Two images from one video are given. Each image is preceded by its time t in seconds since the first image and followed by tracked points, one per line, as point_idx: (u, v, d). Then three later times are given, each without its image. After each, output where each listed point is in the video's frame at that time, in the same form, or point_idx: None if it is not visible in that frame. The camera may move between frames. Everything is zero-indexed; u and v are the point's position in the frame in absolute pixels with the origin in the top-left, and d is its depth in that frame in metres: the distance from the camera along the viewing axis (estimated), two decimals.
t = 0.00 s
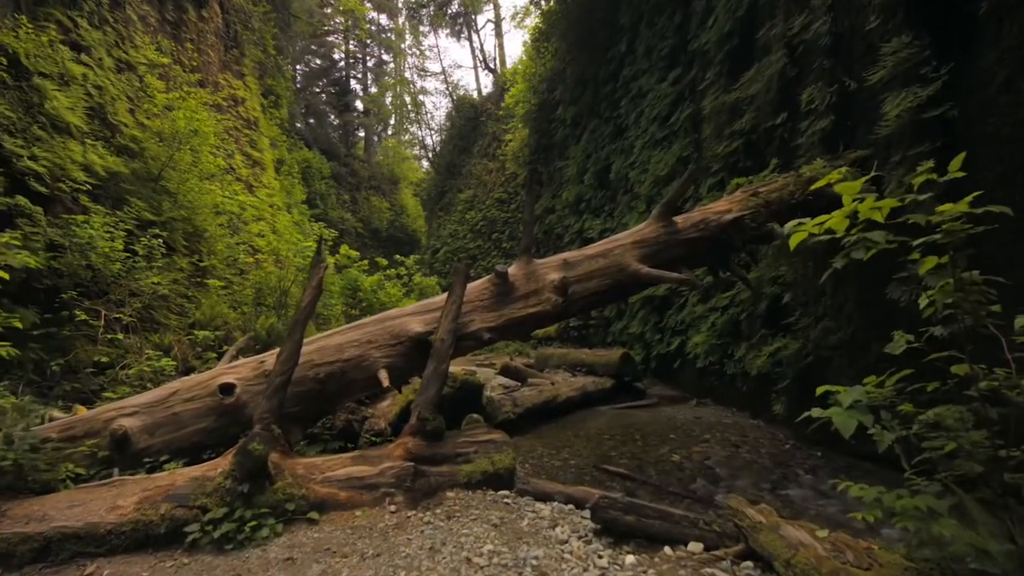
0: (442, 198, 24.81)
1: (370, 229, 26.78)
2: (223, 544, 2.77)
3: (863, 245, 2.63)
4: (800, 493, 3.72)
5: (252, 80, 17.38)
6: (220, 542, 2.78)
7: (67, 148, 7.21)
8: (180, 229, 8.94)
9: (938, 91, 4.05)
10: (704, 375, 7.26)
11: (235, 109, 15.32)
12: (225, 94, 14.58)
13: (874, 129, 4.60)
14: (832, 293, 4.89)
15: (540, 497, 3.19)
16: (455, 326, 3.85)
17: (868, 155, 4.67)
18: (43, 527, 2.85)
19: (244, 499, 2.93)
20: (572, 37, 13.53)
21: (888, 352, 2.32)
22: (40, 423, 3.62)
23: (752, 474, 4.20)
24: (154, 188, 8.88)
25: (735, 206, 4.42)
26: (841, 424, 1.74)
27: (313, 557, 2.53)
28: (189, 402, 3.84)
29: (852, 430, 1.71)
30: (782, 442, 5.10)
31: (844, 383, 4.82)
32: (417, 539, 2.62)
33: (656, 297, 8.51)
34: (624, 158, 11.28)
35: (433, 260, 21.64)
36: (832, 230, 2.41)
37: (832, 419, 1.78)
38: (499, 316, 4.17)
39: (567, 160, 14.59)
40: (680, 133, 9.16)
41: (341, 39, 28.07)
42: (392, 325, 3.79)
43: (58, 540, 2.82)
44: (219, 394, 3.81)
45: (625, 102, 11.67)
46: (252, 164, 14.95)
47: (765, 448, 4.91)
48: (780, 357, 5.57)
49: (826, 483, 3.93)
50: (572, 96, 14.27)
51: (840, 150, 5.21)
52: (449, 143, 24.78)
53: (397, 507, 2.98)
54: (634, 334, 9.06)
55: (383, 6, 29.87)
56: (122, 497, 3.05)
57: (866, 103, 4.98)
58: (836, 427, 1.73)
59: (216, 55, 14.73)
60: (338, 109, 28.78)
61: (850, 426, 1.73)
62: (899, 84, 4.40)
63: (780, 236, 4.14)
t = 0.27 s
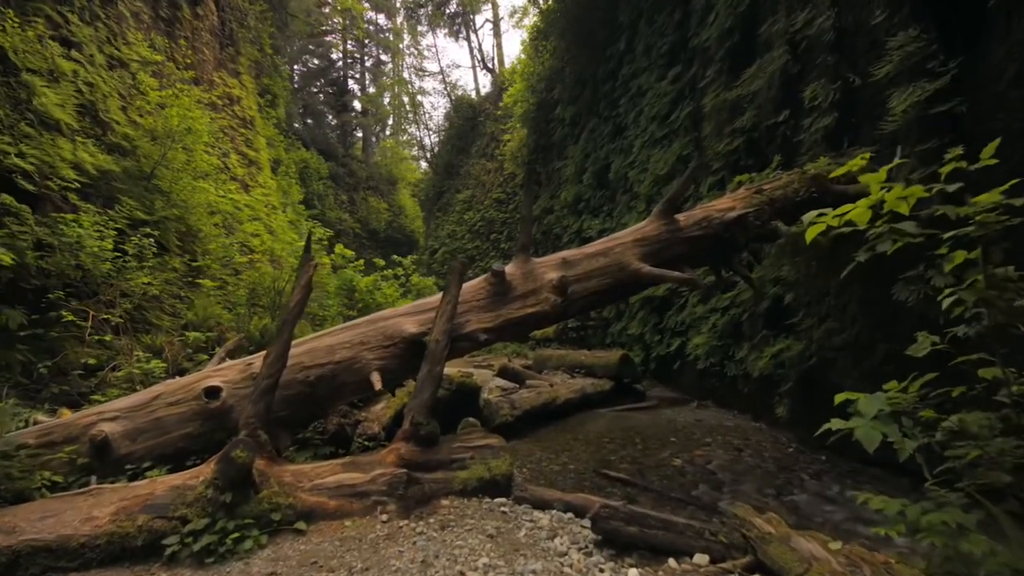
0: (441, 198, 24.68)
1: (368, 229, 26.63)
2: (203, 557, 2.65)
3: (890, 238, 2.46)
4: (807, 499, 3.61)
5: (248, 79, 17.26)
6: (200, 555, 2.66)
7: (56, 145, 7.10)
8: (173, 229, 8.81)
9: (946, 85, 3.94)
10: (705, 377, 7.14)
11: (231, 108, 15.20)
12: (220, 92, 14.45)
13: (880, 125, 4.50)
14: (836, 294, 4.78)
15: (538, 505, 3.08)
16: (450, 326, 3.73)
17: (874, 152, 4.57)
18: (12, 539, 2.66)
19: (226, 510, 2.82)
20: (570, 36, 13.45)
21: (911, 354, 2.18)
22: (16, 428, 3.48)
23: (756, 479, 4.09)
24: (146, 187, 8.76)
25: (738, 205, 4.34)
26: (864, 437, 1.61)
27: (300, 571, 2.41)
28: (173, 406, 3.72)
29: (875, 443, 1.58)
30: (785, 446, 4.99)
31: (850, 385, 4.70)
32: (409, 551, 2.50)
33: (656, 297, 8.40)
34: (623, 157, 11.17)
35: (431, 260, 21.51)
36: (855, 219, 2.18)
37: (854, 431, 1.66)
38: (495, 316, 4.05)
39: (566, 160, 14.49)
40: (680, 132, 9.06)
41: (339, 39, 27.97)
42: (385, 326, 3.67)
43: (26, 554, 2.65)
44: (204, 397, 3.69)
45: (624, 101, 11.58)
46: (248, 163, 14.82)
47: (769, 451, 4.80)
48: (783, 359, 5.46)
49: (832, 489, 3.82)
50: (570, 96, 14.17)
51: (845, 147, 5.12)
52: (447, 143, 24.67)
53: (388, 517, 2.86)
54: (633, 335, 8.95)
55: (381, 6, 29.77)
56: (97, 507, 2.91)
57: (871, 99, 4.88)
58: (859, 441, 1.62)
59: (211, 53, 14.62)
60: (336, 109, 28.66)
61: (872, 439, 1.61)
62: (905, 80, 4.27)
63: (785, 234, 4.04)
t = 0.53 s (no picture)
0: (439, 198, 24.54)
1: (367, 229, 26.49)
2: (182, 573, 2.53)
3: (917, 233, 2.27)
4: (815, 506, 3.50)
5: (244, 78, 17.11)
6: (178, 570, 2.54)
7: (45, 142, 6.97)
8: (167, 228, 8.69)
9: (957, 79, 3.83)
10: (707, 378, 7.02)
11: (228, 107, 15.06)
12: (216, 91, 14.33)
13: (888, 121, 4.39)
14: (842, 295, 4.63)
15: (536, 514, 2.97)
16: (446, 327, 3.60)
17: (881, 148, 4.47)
18: None
19: (207, 521, 2.70)
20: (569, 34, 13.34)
21: (938, 360, 2.12)
22: None
23: (762, 484, 3.97)
24: (139, 185, 8.63)
25: (743, 202, 4.23)
26: (899, 449, 1.46)
27: None
28: (156, 411, 3.59)
29: (911, 456, 1.44)
30: (790, 450, 4.87)
31: (856, 388, 4.59)
32: (400, 566, 2.41)
33: (657, 297, 8.29)
34: (623, 156, 11.06)
35: (430, 260, 21.37)
36: (881, 216, 1.97)
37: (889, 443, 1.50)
38: (492, 317, 3.93)
39: (565, 159, 14.36)
40: (681, 130, 8.94)
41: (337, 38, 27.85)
42: (378, 327, 3.54)
43: None
44: (188, 402, 3.57)
45: (624, 99, 11.46)
46: (244, 162, 14.68)
47: (774, 455, 4.68)
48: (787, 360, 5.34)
49: (840, 495, 3.71)
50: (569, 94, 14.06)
51: (851, 144, 5.02)
52: (446, 143, 24.54)
53: (380, 528, 2.75)
54: (634, 336, 8.84)
55: (380, 5, 29.65)
56: (71, 517, 2.77)
57: (879, 94, 4.76)
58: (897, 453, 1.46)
59: (207, 51, 14.49)
60: (334, 109, 28.54)
61: (907, 450, 1.46)
62: (915, 73, 4.17)
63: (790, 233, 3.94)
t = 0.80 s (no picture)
0: (439, 198, 24.42)
1: (366, 229, 26.35)
2: None
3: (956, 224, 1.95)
4: (825, 514, 3.38)
5: (242, 76, 16.99)
6: None
7: (35, 139, 6.84)
8: (162, 227, 8.56)
9: (971, 72, 3.71)
10: (709, 380, 6.90)
11: (225, 105, 14.94)
12: (212, 89, 14.21)
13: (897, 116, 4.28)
14: (849, 295, 4.54)
15: (535, 524, 2.86)
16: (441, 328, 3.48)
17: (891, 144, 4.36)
18: None
19: (187, 533, 2.56)
20: (569, 32, 13.24)
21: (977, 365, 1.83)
22: None
23: (769, 491, 3.85)
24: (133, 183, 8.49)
25: (749, 199, 4.10)
26: (936, 467, 1.35)
27: None
28: (138, 415, 3.47)
29: (948, 475, 1.33)
30: (796, 454, 4.75)
31: (865, 391, 4.46)
32: None
33: (658, 298, 8.17)
34: (624, 154, 10.94)
35: (429, 261, 21.23)
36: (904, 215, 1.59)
37: (925, 458, 1.38)
38: (489, 317, 3.80)
39: (565, 158, 14.24)
40: (683, 128, 8.83)
41: (336, 38, 27.73)
42: (370, 329, 3.42)
43: None
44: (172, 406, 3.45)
45: (625, 97, 11.34)
46: (241, 161, 14.56)
47: (780, 460, 4.56)
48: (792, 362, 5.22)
49: (850, 502, 3.59)
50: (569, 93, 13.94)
51: (858, 140, 4.93)
52: (446, 142, 24.42)
53: (370, 539, 2.63)
54: (635, 337, 8.71)
55: (379, 4, 29.54)
56: (44, 529, 2.64)
57: (888, 89, 4.65)
58: (931, 471, 1.35)
59: (203, 49, 14.36)
60: (333, 108, 28.42)
61: (945, 468, 1.35)
62: (926, 66, 4.05)
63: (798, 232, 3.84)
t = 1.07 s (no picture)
0: (438, 197, 24.29)
1: (365, 229, 26.21)
2: None
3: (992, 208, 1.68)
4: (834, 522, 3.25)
5: (240, 74, 16.87)
6: None
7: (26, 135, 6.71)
8: (155, 225, 8.42)
9: (985, 65, 3.58)
10: (711, 381, 6.78)
11: (223, 103, 14.81)
12: (209, 86, 14.09)
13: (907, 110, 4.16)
14: (856, 294, 4.53)
15: (535, 536, 2.75)
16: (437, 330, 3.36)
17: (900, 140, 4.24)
18: None
19: (165, 548, 2.37)
20: (569, 29, 13.12)
21: None
22: None
23: (775, 496, 3.73)
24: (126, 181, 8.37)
25: (756, 196, 4.00)
26: (988, 491, 1.07)
27: None
28: (119, 421, 3.36)
29: (1004, 499, 1.05)
30: (802, 458, 4.63)
31: (872, 393, 4.33)
32: None
33: (659, 297, 8.05)
34: (624, 153, 10.82)
35: (428, 260, 21.10)
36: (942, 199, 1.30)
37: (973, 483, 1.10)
38: (487, 318, 3.68)
39: (564, 157, 14.12)
40: (684, 125, 8.71)
41: (335, 36, 27.60)
42: (363, 330, 3.30)
43: None
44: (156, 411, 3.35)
45: (625, 95, 11.22)
46: (239, 160, 14.43)
47: (785, 464, 4.44)
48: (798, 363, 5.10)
49: (860, 510, 3.47)
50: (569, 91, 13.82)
51: (865, 136, 4.81)
52: (445, 141, 24.29)
53: (360, 551, 2.51)
54: (635, 337, 8.59)
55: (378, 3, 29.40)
56: (14, 541, 2.52)
57: (897, 83, 4.53)
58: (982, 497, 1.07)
59: (200, 46, 14.24)
60: (333, 107, 28.28)
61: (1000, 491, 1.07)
62: (937, 59, 3.93)
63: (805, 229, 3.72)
